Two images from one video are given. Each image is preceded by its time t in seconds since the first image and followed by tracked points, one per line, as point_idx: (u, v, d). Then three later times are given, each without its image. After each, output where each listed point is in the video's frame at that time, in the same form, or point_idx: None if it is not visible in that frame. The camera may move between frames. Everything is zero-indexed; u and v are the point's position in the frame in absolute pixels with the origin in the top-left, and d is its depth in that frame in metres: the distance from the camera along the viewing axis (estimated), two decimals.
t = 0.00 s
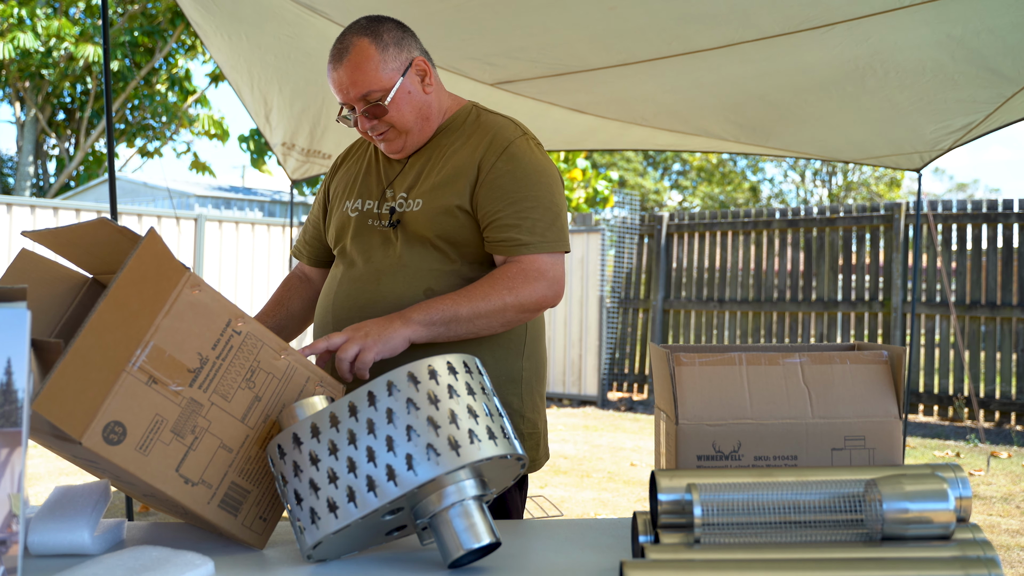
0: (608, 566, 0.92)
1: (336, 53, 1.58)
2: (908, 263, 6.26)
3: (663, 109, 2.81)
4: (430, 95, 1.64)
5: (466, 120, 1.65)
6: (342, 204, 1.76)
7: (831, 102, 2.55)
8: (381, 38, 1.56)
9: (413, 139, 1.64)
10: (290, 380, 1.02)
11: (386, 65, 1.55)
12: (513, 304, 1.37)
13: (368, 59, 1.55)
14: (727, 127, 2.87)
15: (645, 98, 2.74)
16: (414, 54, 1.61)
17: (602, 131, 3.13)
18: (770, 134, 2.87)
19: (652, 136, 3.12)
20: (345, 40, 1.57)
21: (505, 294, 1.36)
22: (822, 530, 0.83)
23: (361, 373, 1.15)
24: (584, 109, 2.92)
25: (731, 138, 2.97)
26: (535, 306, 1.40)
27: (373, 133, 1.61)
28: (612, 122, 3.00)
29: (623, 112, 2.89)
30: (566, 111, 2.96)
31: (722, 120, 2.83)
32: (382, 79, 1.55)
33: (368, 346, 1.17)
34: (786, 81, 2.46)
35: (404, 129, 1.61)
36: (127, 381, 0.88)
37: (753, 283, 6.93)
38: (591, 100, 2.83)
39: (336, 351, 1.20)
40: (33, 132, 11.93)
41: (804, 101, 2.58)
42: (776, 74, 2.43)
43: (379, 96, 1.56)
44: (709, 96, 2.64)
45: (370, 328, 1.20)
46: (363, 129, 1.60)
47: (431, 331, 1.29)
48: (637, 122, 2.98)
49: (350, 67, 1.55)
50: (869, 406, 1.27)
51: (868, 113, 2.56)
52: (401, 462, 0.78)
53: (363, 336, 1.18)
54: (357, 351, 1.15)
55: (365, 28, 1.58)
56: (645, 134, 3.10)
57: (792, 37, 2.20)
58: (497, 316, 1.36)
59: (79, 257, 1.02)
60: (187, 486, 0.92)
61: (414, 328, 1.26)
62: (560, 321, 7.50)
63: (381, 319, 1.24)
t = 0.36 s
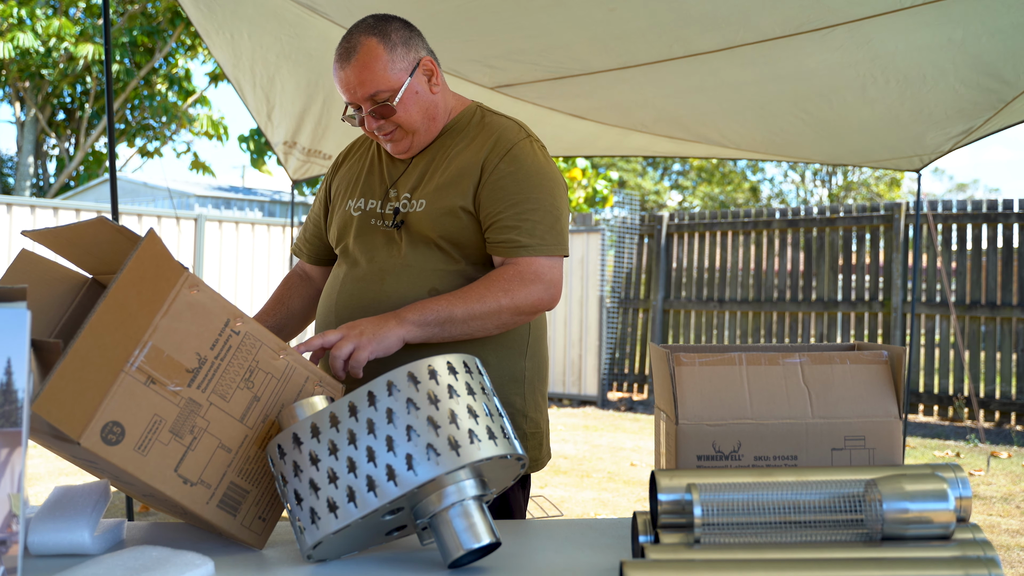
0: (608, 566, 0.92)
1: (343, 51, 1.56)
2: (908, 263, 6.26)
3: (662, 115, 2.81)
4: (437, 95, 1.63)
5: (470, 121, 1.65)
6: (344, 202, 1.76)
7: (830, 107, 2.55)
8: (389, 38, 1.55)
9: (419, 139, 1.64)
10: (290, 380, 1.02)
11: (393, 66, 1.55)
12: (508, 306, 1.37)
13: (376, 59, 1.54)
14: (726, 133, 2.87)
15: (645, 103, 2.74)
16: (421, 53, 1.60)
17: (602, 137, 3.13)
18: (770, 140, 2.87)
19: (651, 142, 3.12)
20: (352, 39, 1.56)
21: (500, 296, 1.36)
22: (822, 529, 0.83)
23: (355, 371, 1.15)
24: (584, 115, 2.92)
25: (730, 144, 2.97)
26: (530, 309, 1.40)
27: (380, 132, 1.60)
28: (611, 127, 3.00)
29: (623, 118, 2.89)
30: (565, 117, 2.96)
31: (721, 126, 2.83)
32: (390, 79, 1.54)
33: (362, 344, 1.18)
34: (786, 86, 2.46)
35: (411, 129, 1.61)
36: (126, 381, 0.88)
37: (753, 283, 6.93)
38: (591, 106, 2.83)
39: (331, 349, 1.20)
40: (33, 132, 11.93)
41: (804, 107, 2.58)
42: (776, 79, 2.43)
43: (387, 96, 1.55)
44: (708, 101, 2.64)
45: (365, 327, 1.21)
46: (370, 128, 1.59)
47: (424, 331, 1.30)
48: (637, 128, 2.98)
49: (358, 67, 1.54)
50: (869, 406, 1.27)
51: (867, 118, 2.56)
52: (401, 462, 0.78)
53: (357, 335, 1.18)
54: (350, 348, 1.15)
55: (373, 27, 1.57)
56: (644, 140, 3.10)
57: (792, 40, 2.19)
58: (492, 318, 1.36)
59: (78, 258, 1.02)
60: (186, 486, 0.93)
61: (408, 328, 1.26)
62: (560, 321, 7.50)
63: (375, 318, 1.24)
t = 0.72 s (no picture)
0: (608, 566, 0.92)
1: (344, 49, 1.56)
2: (908, 263, 6.26)
3: (663, 107, 2.81)
4: (437, 95, 1.63)
5: (469, 121, 1.65)
6: (342, 203, 1.76)
7: (831, 99, 2.55)
8: (390, 37, 1.55)
9: (419, 140, 1.64)
10: (290, 380, 1.02)
11: (394, 65, 1.55)
12: (504, 307, 1.37)
13: (376, 58, 1.54)
14: (727, 126, 2.87)
15: (646, 95, 2.74)
16: (421, 53, 1.61)
17: (603, 131, 3.13)
18: (771, 134, 2.87)
19: (652, 136, 3.12)
20: (352, 38, 1.56)
21: (496, 298, 1.36)
22: (822, 530, 0.83)
23: (348, 372, 1.16)
24: (585, 108, 2.92)
25: (731, 137, 2.97)
26: (526, 310, 1.40)
27: (380, 132, 1.60)
28: (612, 121, 3.01)
29: (624, 111, 2.89)
30: (566, 110, 2.96)
31: (723, 120, 2.83)
32: (390, 78, 1.54)
33: (357, 345, 1.18)
34: (787, 77, 2.46)
35: (411, 129, 1.60)
36: (126, 381, 0.88)
37: (753, 283, 6.93)
38: (592, 99, 2.83)
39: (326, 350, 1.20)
40: (33, 132, 11.93)
41: (805, 98, 2.58)
42: (777, 70, 2.43)
43: (388, 95, 1.55)
44: (710, 93, 2.64)
45: (360, 328, 1.21)
46: (370, 127, 1.59)
47: (419, 332, 1.29)
48: (638, 121, 2.98)
49: (358, 65, 1.53)
50: (869, 406, 1.27)
51: (868, 112, 2.56)
52: (401, 462, 0.78)
53: (352, 336, 1.18)
54: (344, 349, 1.15)
55: (374, 25, 1.57)
56: (646, 134, 3.10)
57: (793, 32, 2.19)
58: (488, 319, 1.36)
59: (78, 258, 1.02)
60: (186, 486, 0.93)
61: (403, 329, 1.26)
62: (560, 321, 7.50)
63: (371, 319, 1.24)
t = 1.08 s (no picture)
0: (608, 566, 0.92)
1: (341, 55, 1.55)
2: (908, 263, 6.26)
3: (664, 102, 2.81)
4: (436, 98, 1.63)
5: (467, 123, 1.65)
6: (340, 204, 1.76)
7: (832, 95, 2.54)
8: (388, 41, 1.55)
9: (417, 142, 1.64)
10: (289, 380, 1.02)
11: (393, 69, 1.54)
12: (502, 310, 1.37)
13: (375, 63, 1.53)
14: (728, 122, 2.87)
15: (647, 90, 2.73)
16: (419, 56, 1.60)
17: (604, 127, 3.13)
18: (771, 130, 2.87)
19: (653, 132, 3.12)
20: (350, 43, 1.55)
21: (493, 300, 1.36)
22: (822, 530, 0.83)
23: (347, 375, 1.17)
24: (585, 103, 2.91)
25: (732, 134, 2.97)
26: (524, 313, 1.41)
27: (378, 136, 1.60)
28: (613, 116, 3.01)
29: (625, 106, 2.89)
30: (567, 105, 2.96)
31: (724, 115, 2.83)
32: (389, 83, 1.54)
33: (356, 348, 1.18)
34: (787, 72, 2.46)
35: (410, 133, 1.60)
36: (125, 382, 0.88)
37: (753, 283, 6.93)
38: (593, 93, 2.82)
39: (326, 352, 1.21)
40: (33, 132, 11.94)
41: (806, 95, 2.58)
42: (777, 65, 2.42)
43: (387, 100, 1.55)
44: (710, 88, 2.64)
45: (359, 331, 1.21)
46: (369, 132, 1.59)
47: (418, 336, 1.29)
48: (639, 117, 2.98)
49: (357, 71, 1.53)
50: (869, 406, 1.27)
51: (868, 109, 2.56)
52: (401, 462, 0.78)
53: (351, 339, 1.19)
54: (342, 352, 1.16)
55: (371, 30, 1.56)
56: (646, 130, 3.10)
57: (793, 25, 2.19)
58: (485, 322, 1.36)
59: (78, 258, 1.02)
60: (185, 486, 0.93)
61: (403, 332, 1.26)
62: (560, 321, 7.50)
63: (370, 322, 1.25)
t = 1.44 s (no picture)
0: (608, 566, 0.92)
1: (343, 55, 1.55)
2: (908, 263, 6.26)
3: (664, 101, 2.81)
4: (437, 100, 1.63)
5: (467, 124, 1.65)
6: (339, 204, 1.76)
7: (831, 95, 2.55)
8: (390, 43, 1.55)
9: (419, 144, 1.64)
10: (289, 380, 1.02)
11: (395, 71, 1.54)
12: (499, 311, 1.37)
13: (377, 65, 1.53)
14: (728, 121, 2.87)
15: (647, 90, 2.74)
16: (421, 58, 1.60)
17: (604, 126, 3.13)
18: (772, 130, 2.87)
19: (653, 132, 3.12)
20: (352, 43, 1.55)
21: (491, 301, 1.37)
22: (822, 530, 0.83)
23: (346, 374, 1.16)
24: (586, 103, 2.91)
25: (733, 134, 2.97)
26: (522, 314, 1.41)
27: (380, 138, 1.60)
28: (613, 116, 3.01)
29: (625, 106, 2.89)
30: (567, 105, 2.96)
31: (724, 115, 2.83)
32: (391, 85, 1.54)
33: (355, 348, 1.18)
34: (787, 71, 2.46)
35: (411, 134, 1.60)
36: (124, 381, 0.88)
37: (753, 283, 6.93)
38: (593, 93, 2.82)
39: (325, 352, 1.21)
40: (33, 132, 11.93)
41: (806, 93, 2.58)
42: (777, 64, 2.43)
43: (389, 102, 1.55)
44: (711, 87, 2.64)
45: (358, 330, 1.21)
46: (370, 133, 1.59)
47: (417, 337, 1.29)
48: (638, 116, 2.98)
49: (359, 72, 1.53)
50: (869, 406, 1.26)
51: (868, 108, 2.56)
52: (401, 462, 0.78)
53: (349, 338, 1.19)
54: (341, 351, 1.16)
55: (373, 31, 1.56)
56: (646, 130, 3.10)
57: (793, 24, 2.19)
58: (483, 323, 1.36)
59: (77, 258, 1.02)
60: (185, 486, 0.93)
61: (401, 333, 1.26)
62: (560, 321, 7.50)
63: (369, 322, 1.25)
